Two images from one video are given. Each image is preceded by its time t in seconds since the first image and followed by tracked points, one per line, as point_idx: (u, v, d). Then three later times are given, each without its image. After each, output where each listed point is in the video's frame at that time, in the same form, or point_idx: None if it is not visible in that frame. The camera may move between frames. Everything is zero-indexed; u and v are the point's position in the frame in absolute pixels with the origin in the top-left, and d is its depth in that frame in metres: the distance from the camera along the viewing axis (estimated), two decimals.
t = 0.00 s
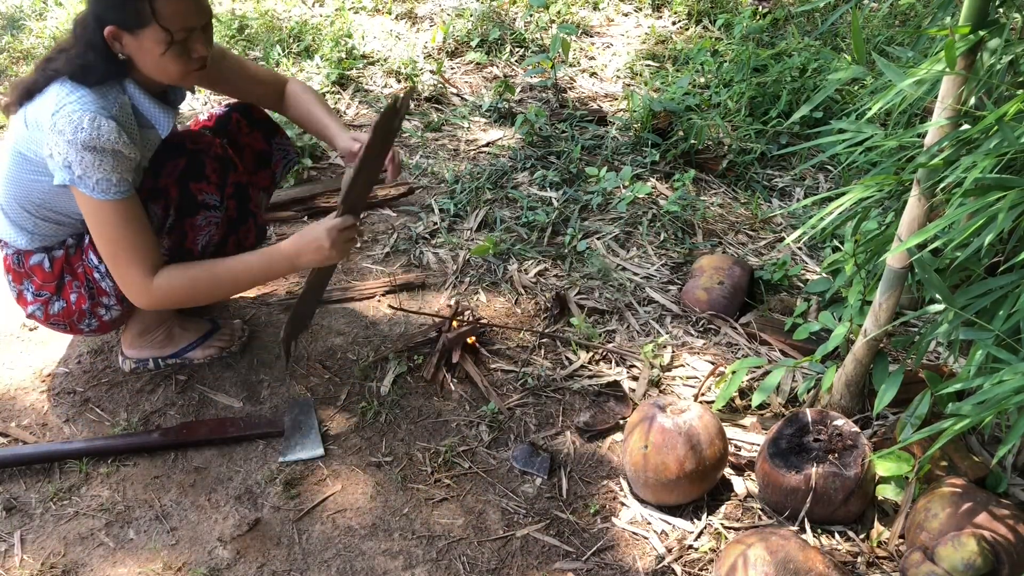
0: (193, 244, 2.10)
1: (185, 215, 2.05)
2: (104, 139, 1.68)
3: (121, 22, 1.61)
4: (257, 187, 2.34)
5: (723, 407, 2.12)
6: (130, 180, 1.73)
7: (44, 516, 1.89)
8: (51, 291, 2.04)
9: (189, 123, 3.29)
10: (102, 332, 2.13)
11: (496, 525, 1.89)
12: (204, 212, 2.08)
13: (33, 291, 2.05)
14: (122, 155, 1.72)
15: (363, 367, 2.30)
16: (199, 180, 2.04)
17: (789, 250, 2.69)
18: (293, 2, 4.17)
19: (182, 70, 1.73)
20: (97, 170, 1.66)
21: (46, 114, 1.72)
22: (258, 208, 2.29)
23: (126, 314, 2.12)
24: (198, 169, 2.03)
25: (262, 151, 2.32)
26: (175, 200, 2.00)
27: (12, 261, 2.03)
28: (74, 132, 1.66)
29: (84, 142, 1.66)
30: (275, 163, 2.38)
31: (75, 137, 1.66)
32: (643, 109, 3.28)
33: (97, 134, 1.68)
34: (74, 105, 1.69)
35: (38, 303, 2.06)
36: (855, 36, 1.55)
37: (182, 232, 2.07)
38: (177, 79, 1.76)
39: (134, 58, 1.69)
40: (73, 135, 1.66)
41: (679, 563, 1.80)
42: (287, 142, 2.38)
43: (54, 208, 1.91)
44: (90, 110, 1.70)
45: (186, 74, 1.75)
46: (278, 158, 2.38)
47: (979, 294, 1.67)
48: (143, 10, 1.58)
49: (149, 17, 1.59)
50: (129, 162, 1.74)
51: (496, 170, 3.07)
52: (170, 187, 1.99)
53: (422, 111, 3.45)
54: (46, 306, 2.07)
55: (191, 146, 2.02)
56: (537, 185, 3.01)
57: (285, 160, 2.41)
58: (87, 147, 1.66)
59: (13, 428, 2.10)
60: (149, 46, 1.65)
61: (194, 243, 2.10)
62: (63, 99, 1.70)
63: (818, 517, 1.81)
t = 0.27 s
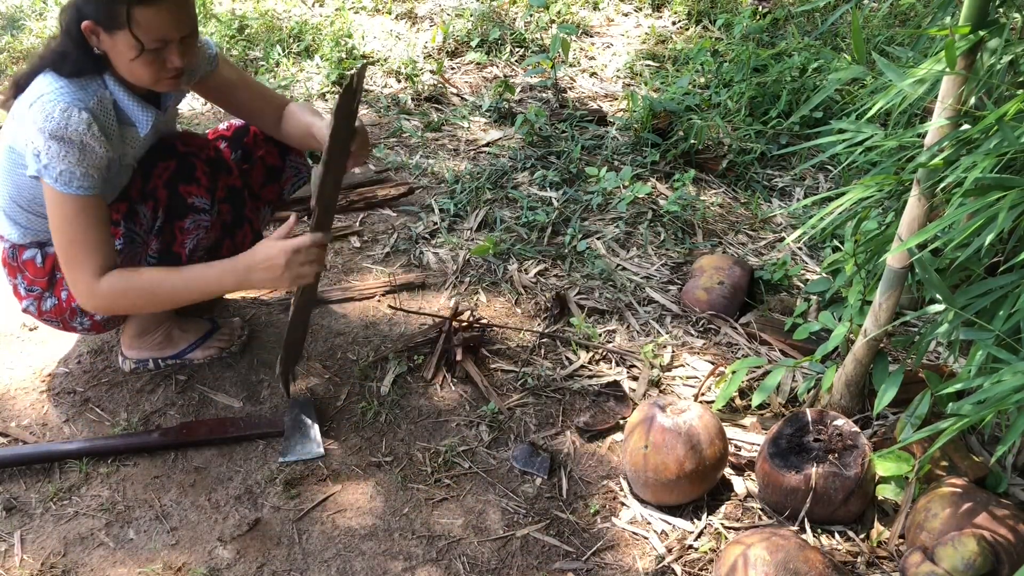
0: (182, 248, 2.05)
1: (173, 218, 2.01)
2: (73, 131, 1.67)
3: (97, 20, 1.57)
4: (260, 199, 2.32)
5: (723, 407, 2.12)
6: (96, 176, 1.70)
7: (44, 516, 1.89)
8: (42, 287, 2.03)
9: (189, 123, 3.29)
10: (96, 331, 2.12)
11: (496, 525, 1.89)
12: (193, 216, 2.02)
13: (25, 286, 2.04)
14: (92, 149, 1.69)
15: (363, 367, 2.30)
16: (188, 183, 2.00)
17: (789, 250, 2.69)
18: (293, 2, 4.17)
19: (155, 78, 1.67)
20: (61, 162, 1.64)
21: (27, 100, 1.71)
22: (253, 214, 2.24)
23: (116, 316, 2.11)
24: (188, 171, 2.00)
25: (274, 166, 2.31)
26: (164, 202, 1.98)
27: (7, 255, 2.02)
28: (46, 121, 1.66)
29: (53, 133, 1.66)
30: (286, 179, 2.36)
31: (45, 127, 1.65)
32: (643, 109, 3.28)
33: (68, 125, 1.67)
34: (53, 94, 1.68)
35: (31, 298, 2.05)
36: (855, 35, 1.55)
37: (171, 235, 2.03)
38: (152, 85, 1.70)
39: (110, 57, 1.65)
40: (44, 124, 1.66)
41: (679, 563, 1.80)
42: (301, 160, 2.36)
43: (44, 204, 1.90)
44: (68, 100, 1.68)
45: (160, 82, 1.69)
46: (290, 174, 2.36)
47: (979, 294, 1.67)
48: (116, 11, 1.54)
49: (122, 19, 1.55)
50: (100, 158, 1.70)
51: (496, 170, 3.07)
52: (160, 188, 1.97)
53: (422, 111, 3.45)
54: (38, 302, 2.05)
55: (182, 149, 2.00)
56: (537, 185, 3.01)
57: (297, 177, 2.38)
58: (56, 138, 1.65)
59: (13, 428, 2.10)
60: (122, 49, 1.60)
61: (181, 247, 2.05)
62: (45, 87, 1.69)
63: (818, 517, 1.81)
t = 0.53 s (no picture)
0: (177, 250, 2.03)
1: (168, 220, 1.99)
2: (56, 138, 1.65)
3: (97, 20, 1.57)
4: (262, 205, 2.30)
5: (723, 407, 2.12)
6: (70, 185, 1.69)
7: (44, 516, 1.89)
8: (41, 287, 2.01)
9: (189, 123, 3.29)
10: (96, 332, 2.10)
11: (496, 526, 1.89)
12: (189, 218, 2.01)
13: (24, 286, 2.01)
14: (70, 158, 1.67)
15: (364, 367, 2.30)
16: (183, 185, 1.99)
17: (789, 250, 2.69)
18: (293, 2, 4.18)
19: (153, 79, 1.67)
20: (37, 168, 1.63)
21: (22, 99, 1.70)
22: (251, 217, 2.24)
23: (115, 317, 2.09)
24: (182, 173, 1.99)
25: (278, 171, 2.30)
26: (159, 204, 1.96)
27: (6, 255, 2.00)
28: (32, 124, 1.64)
29: (36, 137, 1.63)
30: (290, 185, 2.35)
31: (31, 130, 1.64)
32: (642, 109, 3.28)
33: (52, 131, 1.65)
34: (46, 96, 1.67)
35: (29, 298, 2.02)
36: (856, 36, 1.55)
37: (167, 237, 2.01)
38: (150, 86, 1.70)
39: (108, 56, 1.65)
40: (30, 127, 1.64)
41: (679, 563, 1.80)
42: (306, 167, 2.36)
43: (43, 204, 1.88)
44: (60, 104, 1.66)
45: (157, 83, 1.69)
46: (294, 180, 2.34)
47: (979, 295, 1.67)
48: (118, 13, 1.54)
49: (121, 21, 1.55)
50: (78, 167, 1.69)
51: (496, 170, 3.07)
52: (154, 191, 1.95)
53: (422, 111, 3.45)
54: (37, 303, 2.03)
55: (178, 150, 1.98)
56: (537, 185, 3.01)
57: (301, 183, 2.37)
58: (37, 142, 1.63)
59: (13, 428, 2.10)
60: (121, 49, 1.60)
61: (177, 250, 2.03)
62: (41, 88, 1.68)
63: (818, 517, 1.81)
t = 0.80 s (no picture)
0: (180, 251, 2.04)
1: (171, 221, 1.99)
2: (60, 140, 1.65)
3: (93, 20, 1.57)
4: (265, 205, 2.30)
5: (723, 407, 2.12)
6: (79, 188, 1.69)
7: (44, 516, 1.89)
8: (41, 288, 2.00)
9: (189, 123, 3.29)
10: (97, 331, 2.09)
11: (496, 526, 1.89)
12: (191, 219, 2.01)
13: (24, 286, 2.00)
14: (77, 160, 1.67)
15: (363, 367, 2.30)
16: (186, 186, 1.98)
17: (789, 250, 2.69)
18: (293, 2, 4.18)
19: (151, 76, 1.67)
20: (45, 171, 1.63)
21: (22, 104, 1.70)
22: (254, 217, 2.23)
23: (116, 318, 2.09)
24: (185, 174, 1.98)
25: (278, 171, 2.30)
26: (162, 205, 1.96)
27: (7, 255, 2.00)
28: (36, 128, 1.64)
29: (41, 140, 1.64)
30: (290, 185, 2.34)
31: (38, 135, 1.64)
32: (642, 109, 3.28)
33: (57, 134, 1.65)
34: (47, 99, 1.67)
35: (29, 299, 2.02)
36: (856, 36, 1.55)
37: (170, 238, 2.01)
38: (148, 83, 1.70)
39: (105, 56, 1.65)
40: (35, 132, 1.64)
41: (679, 563, 1.80)
42: (306, 166, 2.36)
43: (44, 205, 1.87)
44: (61, 106, 1.67)
45: (156, 79, 1.69)
46: (295, 180, 2.35)
47: (979, 295, 1.67)
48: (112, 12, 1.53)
49: (116, 19, 1.54)
50: (85, 168, 1.69)
51: (496, 170, 3.07)
52: (157, 191, 1.95)
53: (422, 111, 3.45)
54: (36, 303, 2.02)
55: (179, 151, 1.98)
56: (537, 185, 3.01)
57: (302, 183, 2.37)
58: (42, 145, 1.63)
59: (13, 428, 2.10)
60: (117, 48, 1.60)
61: (180, 250, 2.03)
62: (41, 91, 1.68)
63: (818, 517, 1.81)
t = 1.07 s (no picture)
0: (180, 251, 2.04)
1: (171, 221, 2.00)
2: (56, 150, 1.63)
3: (90, 27, 1.56)
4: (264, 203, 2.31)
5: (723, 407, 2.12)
6: (71, 196, 1.68)
7: (44, 516, 1.89)
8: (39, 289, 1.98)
9: (189, 123, 3.29)
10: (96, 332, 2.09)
11: (496, 525, 1.89)
12: (191, 218, 2.02)
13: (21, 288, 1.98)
14: (71, 170, 1.65)
15: (363, 367, 2.30)
16: (186, 185, 1.99)
17: (790, 250, 2.69)
18: (293, 2, 4.18)
19: (149, 82, 1.67)
20: (38, 180, 1.62)
21: (17, 110, 1.67)
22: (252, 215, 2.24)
23: (116, 319, 2.09)
24: (185, 174, 1.99)
25: (276, 168, 2.30)
26: (162, 205, 1.96)
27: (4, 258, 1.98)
28: (31, 137, 1.62)
29: (36, 149, 1.61)
30: (288, 181, 2.36)
31: (30, 143, 1.62)
32: (642, 109, 3.28)
33: (52, 143, 1.63)
34: (44, 107, 1.64)
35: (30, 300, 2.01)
36: (856, 36, 1.55)
37: (170, 238, 2.01)
38: (146, 88, 1.70)
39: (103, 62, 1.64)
40: (29, 140, 1.62)
41: (680, 563, 1.80)
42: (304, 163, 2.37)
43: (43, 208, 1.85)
44: (58, 115, 1.64)
45: (154, 84, 1.69)
46: (293, 176, 2.36)
47: (979, 295, 1.67)
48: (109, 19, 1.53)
49: (113, 26, 1.54)
50: (79, 178, 1.67)
51: (496, 170, 3.07)
52: (158, 192, 1.95)
53: (422, 111, 3.45)
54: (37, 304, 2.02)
55: (179, 150, 1.99)
56: (537, 185, 3.01)
57: (299, 180, 2.38)
58: (36, 155, 1.61)
59: (13, 428, 2.10)
60: (114, 54, 1.59)
61: (180, 251, 2.04)
62: (37, 97, 1.65)
63: (818, 517, 1.81)
